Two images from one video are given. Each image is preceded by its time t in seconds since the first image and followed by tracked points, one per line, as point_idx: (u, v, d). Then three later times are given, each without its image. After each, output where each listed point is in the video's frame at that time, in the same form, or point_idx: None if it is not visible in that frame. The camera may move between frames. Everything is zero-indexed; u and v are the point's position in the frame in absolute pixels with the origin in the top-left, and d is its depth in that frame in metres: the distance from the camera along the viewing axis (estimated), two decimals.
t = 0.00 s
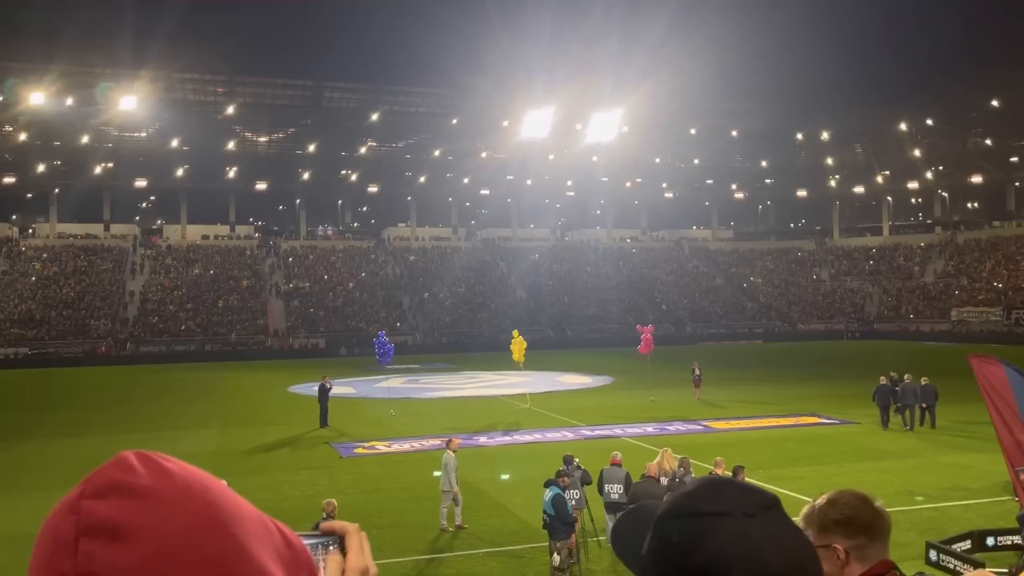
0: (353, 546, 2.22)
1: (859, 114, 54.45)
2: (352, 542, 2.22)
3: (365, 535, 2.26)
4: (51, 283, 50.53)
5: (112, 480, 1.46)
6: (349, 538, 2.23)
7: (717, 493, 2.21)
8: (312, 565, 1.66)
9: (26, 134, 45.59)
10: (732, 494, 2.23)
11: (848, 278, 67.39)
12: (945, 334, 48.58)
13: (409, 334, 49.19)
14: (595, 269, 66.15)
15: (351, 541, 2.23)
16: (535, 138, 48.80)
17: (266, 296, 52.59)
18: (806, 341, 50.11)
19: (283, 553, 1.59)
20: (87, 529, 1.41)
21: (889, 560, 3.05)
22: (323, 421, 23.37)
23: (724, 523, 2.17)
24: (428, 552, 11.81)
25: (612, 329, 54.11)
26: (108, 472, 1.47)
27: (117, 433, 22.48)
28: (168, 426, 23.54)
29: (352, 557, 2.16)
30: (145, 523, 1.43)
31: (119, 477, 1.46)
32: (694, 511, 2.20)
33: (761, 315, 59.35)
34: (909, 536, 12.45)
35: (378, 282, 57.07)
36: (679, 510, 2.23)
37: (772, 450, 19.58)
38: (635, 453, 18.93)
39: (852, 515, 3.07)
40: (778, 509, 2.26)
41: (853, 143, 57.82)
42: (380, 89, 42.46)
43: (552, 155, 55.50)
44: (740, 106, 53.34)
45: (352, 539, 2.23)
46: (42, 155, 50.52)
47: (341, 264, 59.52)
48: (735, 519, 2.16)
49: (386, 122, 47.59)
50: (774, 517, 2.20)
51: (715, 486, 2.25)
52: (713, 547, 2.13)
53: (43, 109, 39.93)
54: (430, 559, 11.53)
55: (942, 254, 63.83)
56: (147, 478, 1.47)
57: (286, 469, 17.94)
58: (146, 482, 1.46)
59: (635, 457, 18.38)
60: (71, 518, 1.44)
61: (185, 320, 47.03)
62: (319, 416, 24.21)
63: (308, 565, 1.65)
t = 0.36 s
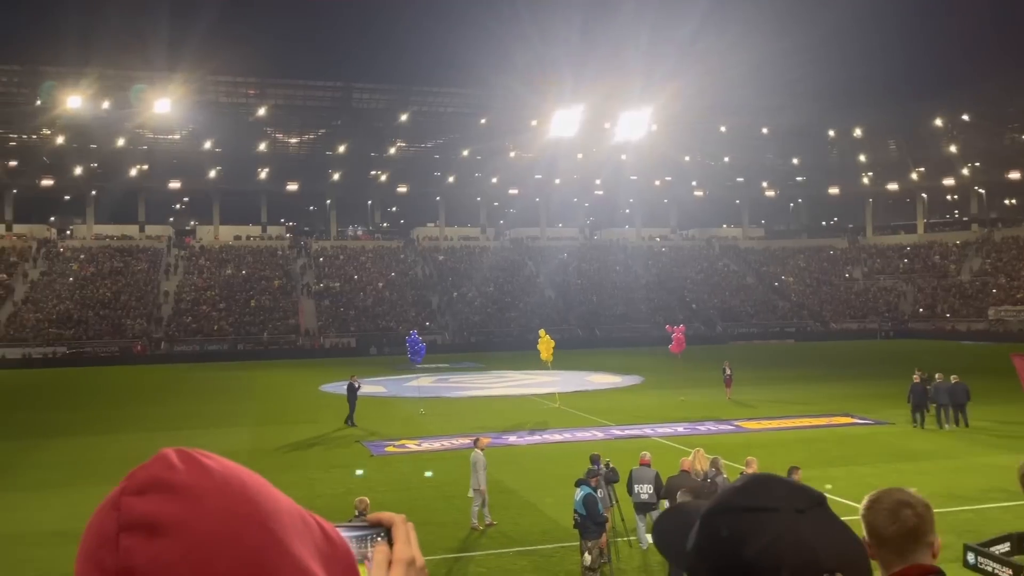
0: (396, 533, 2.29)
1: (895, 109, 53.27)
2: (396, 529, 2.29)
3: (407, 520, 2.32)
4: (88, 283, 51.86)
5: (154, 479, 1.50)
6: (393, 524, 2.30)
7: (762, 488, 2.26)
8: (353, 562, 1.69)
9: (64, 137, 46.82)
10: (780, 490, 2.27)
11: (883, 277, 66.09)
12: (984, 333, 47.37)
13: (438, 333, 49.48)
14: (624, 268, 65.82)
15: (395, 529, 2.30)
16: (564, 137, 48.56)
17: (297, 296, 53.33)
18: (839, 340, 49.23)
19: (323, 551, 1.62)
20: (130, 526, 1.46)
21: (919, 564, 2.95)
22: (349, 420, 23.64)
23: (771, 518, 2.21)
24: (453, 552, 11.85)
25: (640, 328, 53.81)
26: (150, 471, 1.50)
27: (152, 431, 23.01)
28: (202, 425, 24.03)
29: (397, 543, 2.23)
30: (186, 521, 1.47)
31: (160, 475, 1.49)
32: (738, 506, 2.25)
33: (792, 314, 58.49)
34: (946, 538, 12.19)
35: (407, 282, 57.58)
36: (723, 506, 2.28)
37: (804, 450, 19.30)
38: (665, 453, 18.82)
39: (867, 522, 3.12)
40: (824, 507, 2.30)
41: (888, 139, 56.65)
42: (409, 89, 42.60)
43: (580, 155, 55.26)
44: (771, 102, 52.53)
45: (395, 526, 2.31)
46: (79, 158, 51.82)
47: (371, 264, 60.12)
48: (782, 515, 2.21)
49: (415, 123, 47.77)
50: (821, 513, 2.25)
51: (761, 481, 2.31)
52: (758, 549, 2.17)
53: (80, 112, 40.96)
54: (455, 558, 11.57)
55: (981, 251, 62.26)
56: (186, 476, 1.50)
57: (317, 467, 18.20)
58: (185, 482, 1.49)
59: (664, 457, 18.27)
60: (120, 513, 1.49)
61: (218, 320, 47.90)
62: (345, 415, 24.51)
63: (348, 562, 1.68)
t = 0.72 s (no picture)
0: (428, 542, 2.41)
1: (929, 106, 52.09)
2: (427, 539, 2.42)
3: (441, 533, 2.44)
4: (122, 284, 53.05)
5: (165, 490, 1.55)
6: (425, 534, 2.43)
7: (783, 503, 2.24)
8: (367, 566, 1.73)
9: (98, 141, 47.96)
10: (802, 504, 2.24)
11: (917, 277, 64.80)
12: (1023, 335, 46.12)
13: (465, 334, 49.64)
14: (651, 269, 65.53)
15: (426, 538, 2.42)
16: (591, 137, 48.26)
17: (325, 297, 53.94)
18: (872, 341, 48.26)
19: (334, 558, 1.65)
20: (142, 538, 1.51)
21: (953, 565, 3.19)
22: (373, 420, 23.89)
23: (794, 530, 2.19)
24: (481, 552, 11.90)
25: (668, 329, 53.44)
26: (160, 484, 1.55)
27: (184, 431, 23.47)
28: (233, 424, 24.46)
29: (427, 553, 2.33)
30: (196, 530, 1.52)
31: (170, 486, 1.54)
32: (765, 518, 2.25)
33: (823, 314, 57.62)
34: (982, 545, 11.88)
35: (435, 282, 57.98)
36: (747, 518, 2.29)
37: (834, 453, 19.00)
38: (692, 455, 18.68)
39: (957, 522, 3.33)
40: (844, 518, 2.28)
41: (920, 137, 55.54)
42: (436, 91, 42.67)
43: (608, 155, 55.04)
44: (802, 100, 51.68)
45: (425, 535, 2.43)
46: (114, 161, 52.97)
47: (399, 265, 60.57)
48: (806, 528, 2.20)
49: (443, 124, 47.89)
50: (845, 527, 2.22)
51: (783, 494, 2.28)
52: (781, 562, 2.16)
53: (113, 116, 41.80)
54: (483, 558, 11.62)
55: (1019, 250, 60.72)
56: (195, 486, 1.54)
57: (345, 468, 18.39)
58: (194, 493, 1.54)
59: (690, 459, 18.13)
60: (134, 523, 1.54)
61: (249, 321, 48.64)
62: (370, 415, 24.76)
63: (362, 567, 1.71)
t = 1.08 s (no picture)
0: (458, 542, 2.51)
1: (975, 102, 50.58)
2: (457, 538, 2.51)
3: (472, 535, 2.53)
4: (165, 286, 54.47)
5: (179, 493, 1.60)
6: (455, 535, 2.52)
7: (808, 512, 2.19)
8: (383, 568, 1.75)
9: (140, 145, 49.32)
10: (831, 513, 2.18)
11: (961, 277, 62.99)
12: None
13: (499, 335, 49.76)
14: (687, 270, 64.85)
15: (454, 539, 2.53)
16: (625, 137, 47.99)
17: (361, 299, 54.62)
18: (915, 343, 47.06)
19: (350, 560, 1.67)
20: (154, 542, 1.55)
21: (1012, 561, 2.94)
22: (406, 420, 24.14)
23: (822, 540, 2.13)
24: (519, 554, 11.93)
25: (704, 331, 52.83)
26: (175, 486, 1.60)
27: (224, 431, 23.98)
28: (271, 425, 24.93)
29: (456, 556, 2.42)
30: (207, 534, 1.55)
31: (185, 490, 1.60)
32: (789, 527, 2.20)
33: (863, 316, 56.38)
34: None
35: (469, 284, 58.29)
36: (770, 528, 2.23)
37: (875, 456, 18.56)
38: (729, 458, 18.41)
39: None
40: (880, 528, 2.18)
41: (964, 133, 54.04)
42: (469, 94, 42.87)
43: (642, 155, 54.65)
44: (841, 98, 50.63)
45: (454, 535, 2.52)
46: (156, 165, 54.43)
47: (433, 267, 61.04)
48: (834, 539, 2.14)
49: (477, 126, 48.11)
50: (876, 538, 2.14)
51: (809, 501, 2.21)
52: (806, 569, 2.10)
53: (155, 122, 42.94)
54: (520, 560, 11.65)
55: None
56: (210, 490, 1.59)
57: (380, 468, 18.60)
58: (207, 496, 1.58)
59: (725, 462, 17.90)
60: (148, 529, 1.58)
61: (287, 322, 49.51)
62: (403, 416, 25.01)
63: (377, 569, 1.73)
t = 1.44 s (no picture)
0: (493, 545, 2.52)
1: None
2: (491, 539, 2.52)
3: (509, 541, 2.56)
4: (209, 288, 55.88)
5: (175, 498, 1.58)
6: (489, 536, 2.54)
7: (852, 518, 2.16)
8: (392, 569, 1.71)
9: (185, 151, 50.67)
10: (879, 519, 2.14)
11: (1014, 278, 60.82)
12: None
13: (538, 337, 49.72)
14: (726, 271, 63.93)
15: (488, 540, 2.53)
16: (664, 137, 47.51)
17: (400, 301, 55.24)
18: (965, 346, 45.56)
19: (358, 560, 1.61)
20: (153, 543, 1.55)
21: None
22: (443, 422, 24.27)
23: (864, 549, 2.10)
24: (557, 556, 11.92)
25: (745, 333, 52.00)
26: (171, 491, 1.58)
27: (265, 432, 24.44)
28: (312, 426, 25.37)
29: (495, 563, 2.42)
30: (202, 538, 1.52)
31: (183, 493, 1.57)
32: (830, 534, 2.17)
33: (909, 318, 54.84)
34: None
35: (506, 286, 58.47)
36: (814, 533, 2.21)
37: (924, 460, 18.00)
38: (769, 461, 18.08)
39: None
40: (932, 539, 2.14)
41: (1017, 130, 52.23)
42: (507, 96, 42.85)
43: (681, 156, 54.04)
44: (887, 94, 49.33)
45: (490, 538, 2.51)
46: (199, 169, 55.88)
47: (471, 269, 61.38)
48: (878, 549, 2.10)
49: (514, 128, 48.20)
50: (924, 550, 2.11)
51: (856, 508, 2.19)
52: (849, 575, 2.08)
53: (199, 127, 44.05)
54: (558, 562, 11.63)
55: None
56: (213, 489, 1.57)
57: (418, 469, 18.72)
58: (205, 499, 1.56)
59: (767, 466, 17.54)
60: (150, 530, 1.59)
61: (327, 325, 50.30)
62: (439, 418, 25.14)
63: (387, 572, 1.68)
